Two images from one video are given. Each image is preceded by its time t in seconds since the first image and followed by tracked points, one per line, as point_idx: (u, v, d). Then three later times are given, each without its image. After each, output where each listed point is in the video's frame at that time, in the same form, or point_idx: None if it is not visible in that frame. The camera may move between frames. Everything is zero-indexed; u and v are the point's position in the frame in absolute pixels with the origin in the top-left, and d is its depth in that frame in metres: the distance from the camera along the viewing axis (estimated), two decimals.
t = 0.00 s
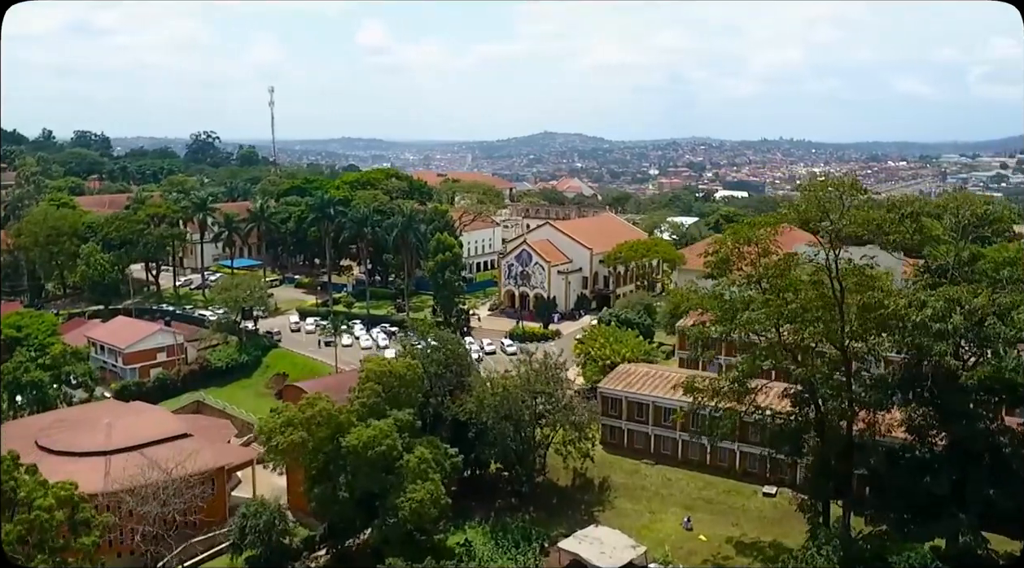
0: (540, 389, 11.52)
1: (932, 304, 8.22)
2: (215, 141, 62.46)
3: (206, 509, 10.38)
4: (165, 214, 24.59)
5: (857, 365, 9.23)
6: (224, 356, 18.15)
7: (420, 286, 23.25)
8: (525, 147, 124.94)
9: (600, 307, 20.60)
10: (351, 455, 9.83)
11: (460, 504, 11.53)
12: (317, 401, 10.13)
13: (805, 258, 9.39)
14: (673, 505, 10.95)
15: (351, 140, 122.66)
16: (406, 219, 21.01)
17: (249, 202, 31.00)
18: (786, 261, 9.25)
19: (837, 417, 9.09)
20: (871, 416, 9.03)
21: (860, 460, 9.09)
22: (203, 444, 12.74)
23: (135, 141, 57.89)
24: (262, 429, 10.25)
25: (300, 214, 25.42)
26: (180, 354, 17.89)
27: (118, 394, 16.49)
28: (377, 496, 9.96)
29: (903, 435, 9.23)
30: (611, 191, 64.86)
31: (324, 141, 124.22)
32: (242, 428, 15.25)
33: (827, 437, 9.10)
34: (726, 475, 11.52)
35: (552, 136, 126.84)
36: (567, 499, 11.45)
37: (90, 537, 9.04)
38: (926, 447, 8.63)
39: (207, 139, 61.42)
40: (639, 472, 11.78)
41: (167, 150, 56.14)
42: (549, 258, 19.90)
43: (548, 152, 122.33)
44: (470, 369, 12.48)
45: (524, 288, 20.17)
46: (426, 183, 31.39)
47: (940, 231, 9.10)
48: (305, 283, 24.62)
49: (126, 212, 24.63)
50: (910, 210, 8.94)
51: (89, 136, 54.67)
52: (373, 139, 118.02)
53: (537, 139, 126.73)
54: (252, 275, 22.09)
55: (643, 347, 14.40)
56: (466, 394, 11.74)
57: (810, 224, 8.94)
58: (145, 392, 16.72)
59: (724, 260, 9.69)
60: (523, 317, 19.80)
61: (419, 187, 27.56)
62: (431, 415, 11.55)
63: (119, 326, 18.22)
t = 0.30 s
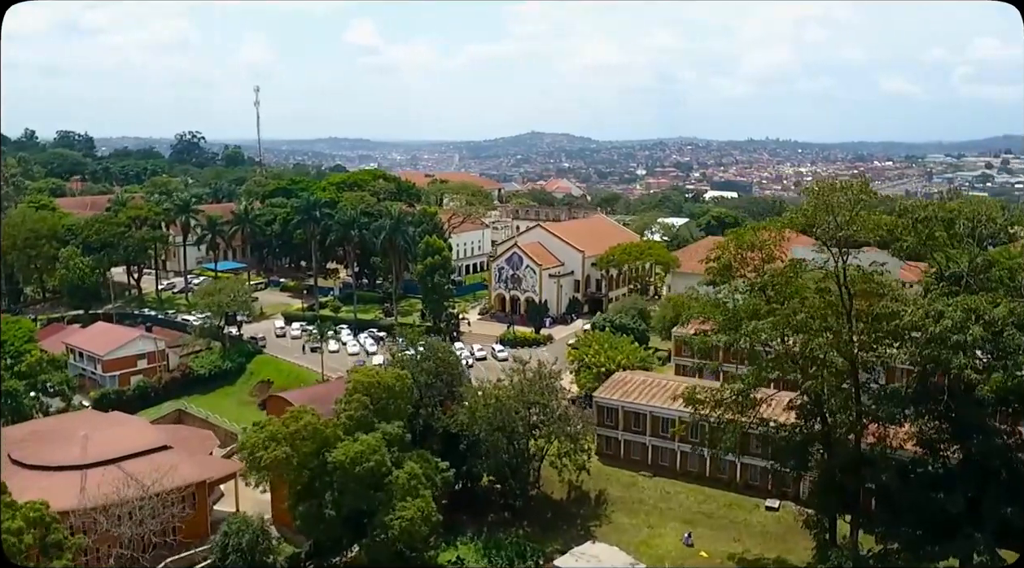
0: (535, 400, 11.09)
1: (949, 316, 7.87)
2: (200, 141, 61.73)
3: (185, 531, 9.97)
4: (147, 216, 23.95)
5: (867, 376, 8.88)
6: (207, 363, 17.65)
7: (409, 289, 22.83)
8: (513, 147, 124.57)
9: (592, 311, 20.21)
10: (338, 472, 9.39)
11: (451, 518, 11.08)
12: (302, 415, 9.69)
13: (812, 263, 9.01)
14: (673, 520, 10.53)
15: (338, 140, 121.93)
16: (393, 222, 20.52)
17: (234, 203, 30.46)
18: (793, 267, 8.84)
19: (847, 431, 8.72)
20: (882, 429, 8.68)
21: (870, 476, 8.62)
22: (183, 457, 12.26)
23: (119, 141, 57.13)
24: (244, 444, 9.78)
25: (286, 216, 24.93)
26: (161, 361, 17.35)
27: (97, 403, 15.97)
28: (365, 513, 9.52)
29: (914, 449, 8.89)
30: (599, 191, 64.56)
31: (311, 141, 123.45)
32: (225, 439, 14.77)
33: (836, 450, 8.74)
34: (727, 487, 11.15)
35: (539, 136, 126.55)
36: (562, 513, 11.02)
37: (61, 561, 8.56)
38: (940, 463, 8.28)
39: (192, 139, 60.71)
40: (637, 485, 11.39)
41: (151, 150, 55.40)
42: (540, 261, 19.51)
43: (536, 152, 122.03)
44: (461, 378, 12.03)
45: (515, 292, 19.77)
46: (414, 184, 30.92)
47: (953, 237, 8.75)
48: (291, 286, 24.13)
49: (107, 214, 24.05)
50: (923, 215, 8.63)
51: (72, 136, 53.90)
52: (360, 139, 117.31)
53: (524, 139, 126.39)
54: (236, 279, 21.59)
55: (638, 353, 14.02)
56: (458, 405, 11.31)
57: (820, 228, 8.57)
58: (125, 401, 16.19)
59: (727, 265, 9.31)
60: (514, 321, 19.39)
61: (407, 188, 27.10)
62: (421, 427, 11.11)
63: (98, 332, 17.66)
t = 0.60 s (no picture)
0: (533, 410, 10.74)
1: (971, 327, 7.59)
2: (191, 141, 61.13)
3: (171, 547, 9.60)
4: (134, 218, 23.59)
5: (880, 388, 8.58)
6: (195, 369, 17.23)
7: (401, 292, 22.48)
8: (504, 148, 124.23)
9: (588, 315, 19.88)
10: (330, 487, 9.02)
11: (447, 532, 10.71)
12: (292, 428, 9.33)
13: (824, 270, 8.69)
14: (676, 533, 10.17)
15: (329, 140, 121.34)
16: (386, 224, 19.93)
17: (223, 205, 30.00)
18: (805, 273, 8.50)
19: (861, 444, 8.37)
20: (897, 442, 8.38)
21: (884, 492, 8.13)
22: (170, 469, 11.86)
23: (107, 141, 56.45)
24: (231, 458, 9.40)
25: (276, 218, 24.53)
26: (147, 366, 16.91)
27: (82, 411, 15.53)
28: (358, 530, 9.15)
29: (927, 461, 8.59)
30: (592, 192, 64.29)
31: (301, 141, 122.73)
32: (214, 447, 14.38)
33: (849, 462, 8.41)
34: (731, 499, 10.82)
35: (531, 136, 126.32)
36: (562, 526, 10.66)
37: None
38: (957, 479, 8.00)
39: (181, 139, 60.11)
40: (639, 497, 11.04)
41: (140, 151, 54.80)
42: (536, 264, 19.19)
43: (528, 152, 121.72)
44: (457, 386, 11.64)
45: (511, 295, 19.46)
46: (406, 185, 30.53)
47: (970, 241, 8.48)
48: (282, 289, 23.72)
49: (93, 216, 23.58)
50: (940, 222, 8.43)
51: (60, 136, 53.28)
52: (351, 139, 116.76)
53: (516, 139, 126.12)
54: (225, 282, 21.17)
55: (638, 360, 13.68)
56: (454, 416, 10.95)
57: (832, 234, 8.26)
58: (110, 409, 15.76)
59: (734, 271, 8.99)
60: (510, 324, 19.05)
61: (399, 189, 26.73)
62: (416, 437, 10.73)
63: (82, 338, 17.21)
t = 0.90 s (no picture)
0: (535, 420, 10.39)
1: (998, 337, 7.26)
2: (183, 141, 60.55)
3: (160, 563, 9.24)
4: (124, 219, 23.15)
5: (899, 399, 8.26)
6: (186, 375, 16.84)
7: (397, 295, 22.13)
8: (499, 147, 123.85)
9: (588, 318, 19.56)
10: (326, 503, 8.66)
11: (446, 546, 10.35)
12: (286, 440, 8.95)
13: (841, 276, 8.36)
14: (684, 547, 9.84)
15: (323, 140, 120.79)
16: (382, 226, 19.57)
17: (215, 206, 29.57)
18: (820, 280, 8.12)
19: (879, 459, 8.08)
20: (916, 456, 8.06)
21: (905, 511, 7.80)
22: (160, 481, 11.47)
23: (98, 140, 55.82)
24: (223, 473, 9.02)
25: (268, 220, 24.14)
26: (138, 372, 16.53)
27: (69, 419, 15.08)
28: (354, 547, 8.79)
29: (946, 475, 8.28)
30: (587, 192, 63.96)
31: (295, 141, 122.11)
32: (206, 457, 14.01)
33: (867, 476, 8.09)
34: (739, 511, 10.50)
35: (525, 136, 125.97)
36: (566, 539, 10.32)
37: None
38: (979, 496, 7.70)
39: (173, 138, 59.52)
40: (644, 509, 10.71)
41: (132, 150, 54.21)
42: (534, 267, 18.86)
43: (522, 152, 121.37)
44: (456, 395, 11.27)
45: (509, 299, 19.13)
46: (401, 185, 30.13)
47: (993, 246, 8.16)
48: (275, 291, 23.32)
49: (82, 217, 23.11)
50: (963, 224, 8.01)
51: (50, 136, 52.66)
52: (344, 138, 116.13)
53: (510, 139, 125.75)
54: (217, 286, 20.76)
55: (641, 366, 13.33)
56: (454, 426, 10.59)
57: (850, 239, 7.93)
58: (100, 416, 15.37)
59: (746, 278, 8.65)
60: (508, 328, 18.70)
61: (394, 190, 26.35)
62: (414, 448, 10.37)
63: (71, 343, 16.78)
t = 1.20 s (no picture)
0: (541, 430, 10.04)
1: None
2: (179, 141, 60.10)
3: None
4: (117, 221, 22.73)
5: (921, 411, 7.95)
6: (181, 382, 16.46)
7: (395, 298, 21.77)
8: (496, 148, 123.52)
9: (590, 322, 19.22)
10: (324, 519, 8.30)
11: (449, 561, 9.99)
12: (283, 454, 8.59)
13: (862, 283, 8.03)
14: (696, 562, 9.50)
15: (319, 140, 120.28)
16: (381, 228, 19.22)
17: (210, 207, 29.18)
18: (840, 287, 7.81)
19: (902, 473, 7.78)
20: (942, 471, 7.72)
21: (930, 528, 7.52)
22: (154, 493, 11.12)
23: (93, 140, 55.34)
24: (217, 488, 8.66)
25: (264, 222, 23.75)
26: (130, 378, 16.12)
27: (60, 427, 14.68)
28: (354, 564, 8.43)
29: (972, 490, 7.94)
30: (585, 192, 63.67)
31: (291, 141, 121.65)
32: (200, 466, 13.66)
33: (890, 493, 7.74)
34: (751, 524, 10.17)
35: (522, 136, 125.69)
36: (573, 554, 9.97)
37: None
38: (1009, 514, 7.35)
39: (169, 138, 59.08)
40: (653, 522, 10.36)
41: (126, 151, 53.75)
42: (535, 270, 18.54)
43: (519, 152, 121.06)
44: (458, 404, 10.92)
45: (510, 302, 18.81)
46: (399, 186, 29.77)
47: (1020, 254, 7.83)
48: (271, 294, 22.94)
49: (75, 219, 22.71)
50: (989, 232, 7.71)
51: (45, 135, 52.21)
52: (341, 138, 115.68)
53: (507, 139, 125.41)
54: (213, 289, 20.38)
55: (648, 373, 12.98)
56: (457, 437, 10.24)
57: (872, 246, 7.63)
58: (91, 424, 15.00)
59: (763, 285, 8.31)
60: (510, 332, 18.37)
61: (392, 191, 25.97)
62: (415, 459, 10.02)
63: (62, 347, 16.35)
